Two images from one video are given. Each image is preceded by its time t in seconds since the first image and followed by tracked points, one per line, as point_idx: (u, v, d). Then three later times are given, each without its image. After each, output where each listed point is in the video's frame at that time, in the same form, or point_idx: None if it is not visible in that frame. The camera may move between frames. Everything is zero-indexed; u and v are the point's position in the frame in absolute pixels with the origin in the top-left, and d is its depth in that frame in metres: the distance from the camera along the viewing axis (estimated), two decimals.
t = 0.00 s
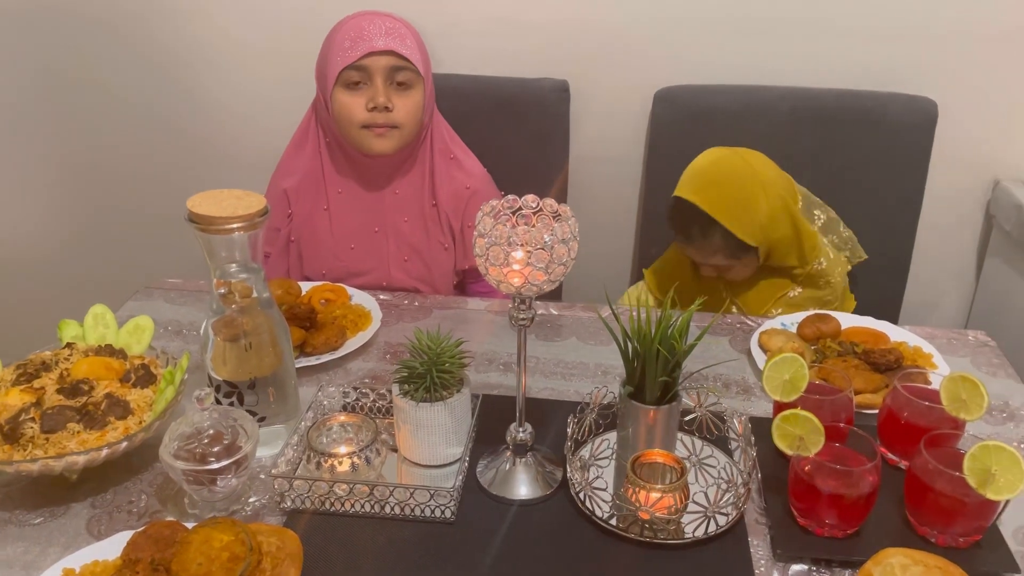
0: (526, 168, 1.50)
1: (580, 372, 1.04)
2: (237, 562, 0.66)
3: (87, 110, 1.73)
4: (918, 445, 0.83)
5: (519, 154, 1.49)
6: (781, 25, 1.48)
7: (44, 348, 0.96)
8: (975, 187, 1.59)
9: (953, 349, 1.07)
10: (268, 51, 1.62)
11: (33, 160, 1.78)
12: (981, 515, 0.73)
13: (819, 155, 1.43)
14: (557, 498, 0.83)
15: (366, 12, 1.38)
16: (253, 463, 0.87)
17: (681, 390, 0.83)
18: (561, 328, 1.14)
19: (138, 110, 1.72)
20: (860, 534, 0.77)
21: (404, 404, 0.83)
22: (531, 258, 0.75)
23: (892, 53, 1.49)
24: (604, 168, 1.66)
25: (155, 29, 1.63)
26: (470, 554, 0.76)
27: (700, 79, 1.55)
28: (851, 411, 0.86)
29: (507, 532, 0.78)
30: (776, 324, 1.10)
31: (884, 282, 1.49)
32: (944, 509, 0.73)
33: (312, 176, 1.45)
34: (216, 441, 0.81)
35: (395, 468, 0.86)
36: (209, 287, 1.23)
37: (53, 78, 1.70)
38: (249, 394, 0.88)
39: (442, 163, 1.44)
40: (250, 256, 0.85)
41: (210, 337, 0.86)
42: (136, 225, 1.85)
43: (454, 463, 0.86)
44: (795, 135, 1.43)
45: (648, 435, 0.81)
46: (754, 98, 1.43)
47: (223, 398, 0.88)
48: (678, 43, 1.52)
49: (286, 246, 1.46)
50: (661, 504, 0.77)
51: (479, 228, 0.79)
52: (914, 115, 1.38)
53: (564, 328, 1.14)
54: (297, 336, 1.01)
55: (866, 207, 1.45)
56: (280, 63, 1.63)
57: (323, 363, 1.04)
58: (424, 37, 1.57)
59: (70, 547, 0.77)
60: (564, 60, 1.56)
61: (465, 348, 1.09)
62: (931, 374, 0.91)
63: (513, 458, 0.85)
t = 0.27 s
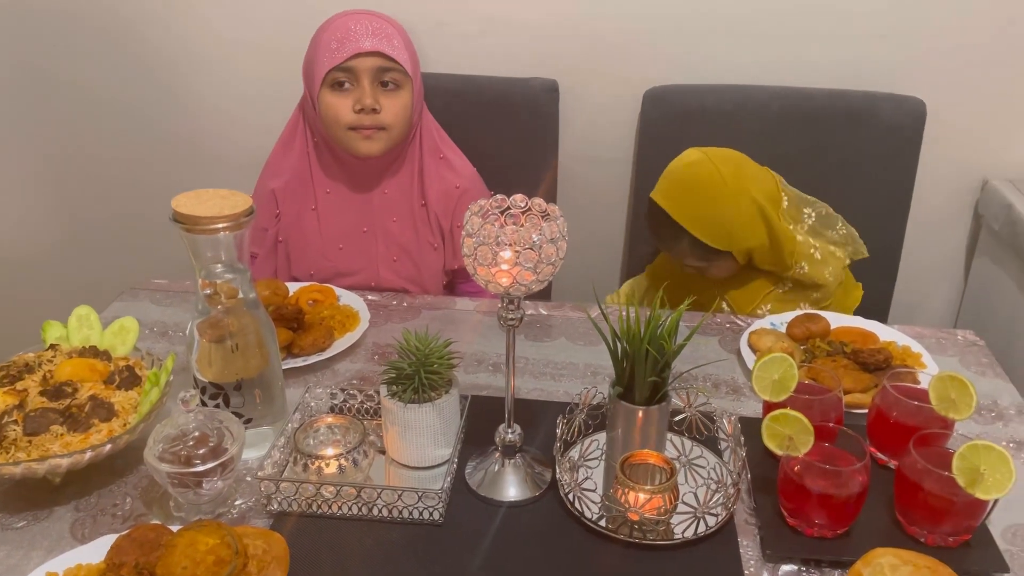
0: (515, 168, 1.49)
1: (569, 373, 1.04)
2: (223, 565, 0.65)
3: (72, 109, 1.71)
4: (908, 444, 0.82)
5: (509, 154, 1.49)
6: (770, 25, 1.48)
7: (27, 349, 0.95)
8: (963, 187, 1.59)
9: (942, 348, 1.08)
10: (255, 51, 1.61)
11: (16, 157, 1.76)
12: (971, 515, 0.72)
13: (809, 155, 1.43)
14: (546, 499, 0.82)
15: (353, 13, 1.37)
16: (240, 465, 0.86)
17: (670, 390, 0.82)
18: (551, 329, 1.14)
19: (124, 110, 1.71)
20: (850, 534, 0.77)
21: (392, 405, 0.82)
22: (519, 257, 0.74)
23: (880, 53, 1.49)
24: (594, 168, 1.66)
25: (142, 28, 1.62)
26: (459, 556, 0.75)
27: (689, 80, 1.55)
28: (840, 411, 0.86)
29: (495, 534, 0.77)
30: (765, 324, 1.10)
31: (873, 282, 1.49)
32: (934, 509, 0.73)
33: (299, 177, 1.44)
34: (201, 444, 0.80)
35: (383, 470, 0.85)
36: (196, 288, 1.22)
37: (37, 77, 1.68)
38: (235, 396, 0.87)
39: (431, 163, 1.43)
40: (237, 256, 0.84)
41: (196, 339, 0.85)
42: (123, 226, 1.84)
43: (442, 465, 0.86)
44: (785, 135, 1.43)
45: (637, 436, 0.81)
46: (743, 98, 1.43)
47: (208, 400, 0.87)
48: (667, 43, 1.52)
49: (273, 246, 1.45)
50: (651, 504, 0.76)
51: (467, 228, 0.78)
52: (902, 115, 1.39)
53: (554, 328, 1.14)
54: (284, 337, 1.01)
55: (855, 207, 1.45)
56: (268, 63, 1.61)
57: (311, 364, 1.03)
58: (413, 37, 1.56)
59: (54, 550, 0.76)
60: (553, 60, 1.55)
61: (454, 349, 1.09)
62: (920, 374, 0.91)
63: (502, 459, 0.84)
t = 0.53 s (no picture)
0: (505, 169, 1.49)
1: (558, 375, 1.04)
2: (210, 570, 0.65)
3: (60, 110, 1.70)
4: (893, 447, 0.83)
5: (498, 156, 1.49)
6: (757, 27, 1.49)
7: (13, 353, 0.94)
8: (950, 189, 1.60)
9: (928, 350, 1.08)
10: (244, 52, 1.60)
11: (2, 157, 1.75)
12: (955, 517, 0.73)
13: (797, 157, 1.44)
14: (533, 502, 0.82)
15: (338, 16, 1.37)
16: (227, 469, 0.86)
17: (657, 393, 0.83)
18: (540, 331, 1.14)
19: (112, 110, 1.70)
20: (835, 537, 0.77)
21: (380, 409, 0.82)
22: (506, 261, 0.75)
23: (867, 56, 1.50)
24: (583, 170, 1.66)
25: (129, 30, 1.62)
26: (445, 560, 0.75)
27: (678, 82, 1.55)
28: (826, 414, 0.86)
29: (483, 538, 0.77)
30: (752, 327, 1.10)
31: (861, 284, 1.50)
32: (918, 511, 0.73)
33: (287, 180, 1.43)
34: (188, 448, 0.80)
35: (371, 474, 0.85)
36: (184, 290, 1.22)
37: (23, 77, 1.67)
38: (222, 399, 0.87)
39: (418, 165, 1.43)
40: (223, 260, 0.84)
41: (183, 342, 0.85)
42: (111, 227, 1.83)
43: (430, 468, 0.86)
44: (773, 138, 1.43)
45: (625, 439, 0.81)
46: (731, 101, 1.43)
47: (195, 404, 0.87)
48: (656, 45, 1.52)
49: (261, 249, 1.45)
50: (638, 508, 0.77)
51: (454, 232, 0.78)
52: (888, 118, 1.40)
53: (543, 331, 1.14)
54: (272, 341, 1.01)
55: (842, 209, 1.46)
56: (257, 64, 1.61)
57: (299, 368, 1.03)
58: (402, 39, 1.56)
59: (39, 556, 0.76)
60: (542, 62, 1.56)
61: (442, 352, 1.09)
62: (906, 377, 0.92)
63: (490, 462, 0.84)
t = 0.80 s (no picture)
0: (495, 170, 1.49)
1: (545, 377, 1.03)
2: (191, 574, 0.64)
3: (46, 108, 1.69)
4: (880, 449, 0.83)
5: (488, 157, 1.48)
6: (747, 28, 1.49)
7: None
8: (940, 191, 1.60)
9: (916, 352, 1.08)
10: (232, 51, 1.59)
11: None
12: (941, 520, 0.73)
13: (787, 158, 1.44)
14: (519, 505, 0.82)
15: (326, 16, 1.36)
16: (210, 472, 0.85)
17: (644, 395, 0.82)
18: (528, 333, 1.13)
19: (99, 109, 1.69)
20: (822, 540, 0.77)
21: (365, 411, 0.81)
22: (491, 262, 0.74)
23: (857, 57, 1.50)
24: (574, 171, 1.65)
25: (116, 29, 1.60)
26: (429, 564, 0.74)
27: (669, 83, 1.55)
28: (813, 415, 0.86)
29: (467, 541, 0.77)
30: (741, 328, 1.10)
31: (850, 285, 1.50)
32: (904, 514, 0.73)
33: (274, 181, 1.43)
34: (170, 451, 0.79)
35: (356, 476, 0.85)
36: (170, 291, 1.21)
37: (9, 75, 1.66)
38: (205, 402, 0.86)
39: (408, 167, 1.42)
40: (207, 261, 0.83)
41: (166, 344, 0.84)
42: (99, 226, 1.82)
43: (415, 471, 0.85)
44: (763, 139, 1.43)
45: (610, 441, 0.80)
46: (721, 102, 1.43)
47: (178, 406, 0.86)
48: (647, 46, 1.52)
49: (249, 251, 1.44)
50: (624, 511, 0.76)
51: (439, 233, 0.77)
52: (878, 119, 1.40)
53: (531, 332, 1.13)
54: (257, 342, 1.00)
55: (833, 211, 1.46)
56: (246, 64, 1.60)
57: (285, 369, 1.02)
58: (392, 38, 1.56)
59: (19, 559, 0.75)
60: (533, 63, 1.55)
61: (430, 353, 1.08)
62: (893, 379, 0.91)
63: (475, 465, 0.84)
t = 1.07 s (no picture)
0: (492, 170, 1.49)
1: (543, 377, 1.03)
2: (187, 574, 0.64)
3: (40, 106, 1.69)
4: (878, 450, 0.83)
5: (486, 157, 1.48)
6: (745, 29, 1.49)
7: None
8: (938, 192, 1.60)
9: (914, 353, 1.08)
10: (229, 50, 1.59)
11: None
12: (940, 520, 0.73)
13: (785, 160, 1.44)
14: (516, 505, 0.82)
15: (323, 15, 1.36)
16: (205, 472, 0.84)
17: (642, 395, 0.82)
18: (526, 333, 1.13)
19: (95, 108, 1.68)
20: (820, 540, 0.76)
21: (361, 411, 0.81)
22: (489, 262, 0.74)
23: (854, 58, 1.50)
24: (571, 172, 1.65)
25: (113, 29, 1.60)
26: (426, 565, 0.74)
27: (667, 84, 1.55)
28: (811, 416, 0.86)
29: (465, 541, 0.77)
30: (738, 329, 1.10)
31: (848, 287, 1.50)
32: (903, 515, 0.73)
33: (271, 180, 1.42)
34: (166, 450, 0.78)
35: (353, 476, 0.84)
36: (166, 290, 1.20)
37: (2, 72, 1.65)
38: (201, 401, 0.86)
39: (405, 167, 1.42)
40: (203, 260, 0.83)
41: (162, 343, 0.84)
42: (94, 226, 1.81)
43: (413, 471, 0.85)
44: (761, 140, 1.43)
45: (608, 442, 0.80)
46: (719, 103, 1.43)
47: (174, 406, 0.86)
48: (645, 47, 1.52)
49: (245, 250, 1.44)
50: (621, 512, 0.77)
51: (437, 232, 0.77)
52: (875, 120, 1.40)
53: (529, 332, 1.13)
54: (253, 342, 1.00)
55: (830, 212, 1.46)
56: (243, 63, 1.60)
57: (282, 369, 1.02)
58: (389, 38, 1.55)
59: (13, 559, 0.74)
60: (531, 63, 1.55)
61: (427, 353, 1.08)
62: (891, 379, 0.91)
63: (473, 465, 0.83)
